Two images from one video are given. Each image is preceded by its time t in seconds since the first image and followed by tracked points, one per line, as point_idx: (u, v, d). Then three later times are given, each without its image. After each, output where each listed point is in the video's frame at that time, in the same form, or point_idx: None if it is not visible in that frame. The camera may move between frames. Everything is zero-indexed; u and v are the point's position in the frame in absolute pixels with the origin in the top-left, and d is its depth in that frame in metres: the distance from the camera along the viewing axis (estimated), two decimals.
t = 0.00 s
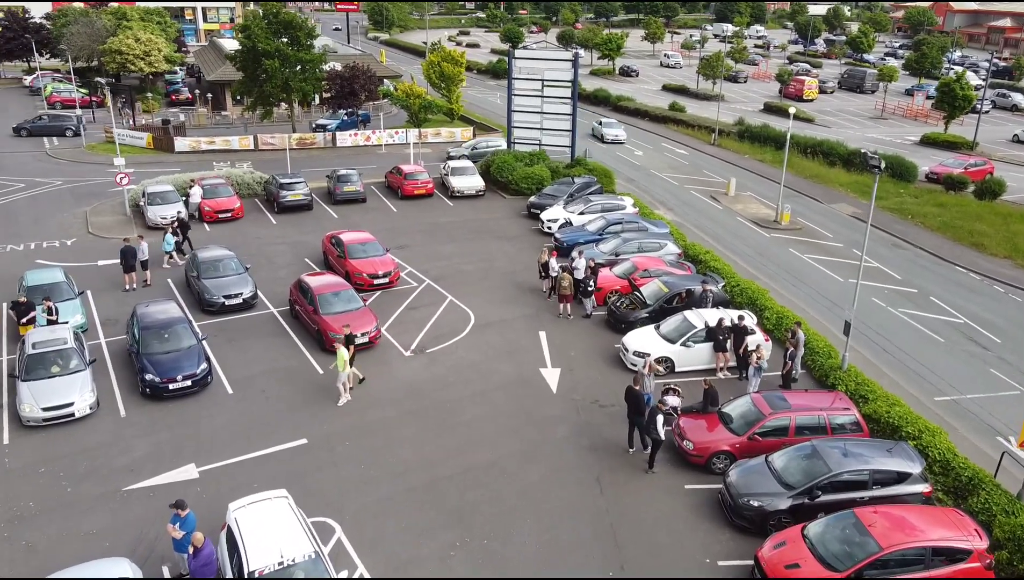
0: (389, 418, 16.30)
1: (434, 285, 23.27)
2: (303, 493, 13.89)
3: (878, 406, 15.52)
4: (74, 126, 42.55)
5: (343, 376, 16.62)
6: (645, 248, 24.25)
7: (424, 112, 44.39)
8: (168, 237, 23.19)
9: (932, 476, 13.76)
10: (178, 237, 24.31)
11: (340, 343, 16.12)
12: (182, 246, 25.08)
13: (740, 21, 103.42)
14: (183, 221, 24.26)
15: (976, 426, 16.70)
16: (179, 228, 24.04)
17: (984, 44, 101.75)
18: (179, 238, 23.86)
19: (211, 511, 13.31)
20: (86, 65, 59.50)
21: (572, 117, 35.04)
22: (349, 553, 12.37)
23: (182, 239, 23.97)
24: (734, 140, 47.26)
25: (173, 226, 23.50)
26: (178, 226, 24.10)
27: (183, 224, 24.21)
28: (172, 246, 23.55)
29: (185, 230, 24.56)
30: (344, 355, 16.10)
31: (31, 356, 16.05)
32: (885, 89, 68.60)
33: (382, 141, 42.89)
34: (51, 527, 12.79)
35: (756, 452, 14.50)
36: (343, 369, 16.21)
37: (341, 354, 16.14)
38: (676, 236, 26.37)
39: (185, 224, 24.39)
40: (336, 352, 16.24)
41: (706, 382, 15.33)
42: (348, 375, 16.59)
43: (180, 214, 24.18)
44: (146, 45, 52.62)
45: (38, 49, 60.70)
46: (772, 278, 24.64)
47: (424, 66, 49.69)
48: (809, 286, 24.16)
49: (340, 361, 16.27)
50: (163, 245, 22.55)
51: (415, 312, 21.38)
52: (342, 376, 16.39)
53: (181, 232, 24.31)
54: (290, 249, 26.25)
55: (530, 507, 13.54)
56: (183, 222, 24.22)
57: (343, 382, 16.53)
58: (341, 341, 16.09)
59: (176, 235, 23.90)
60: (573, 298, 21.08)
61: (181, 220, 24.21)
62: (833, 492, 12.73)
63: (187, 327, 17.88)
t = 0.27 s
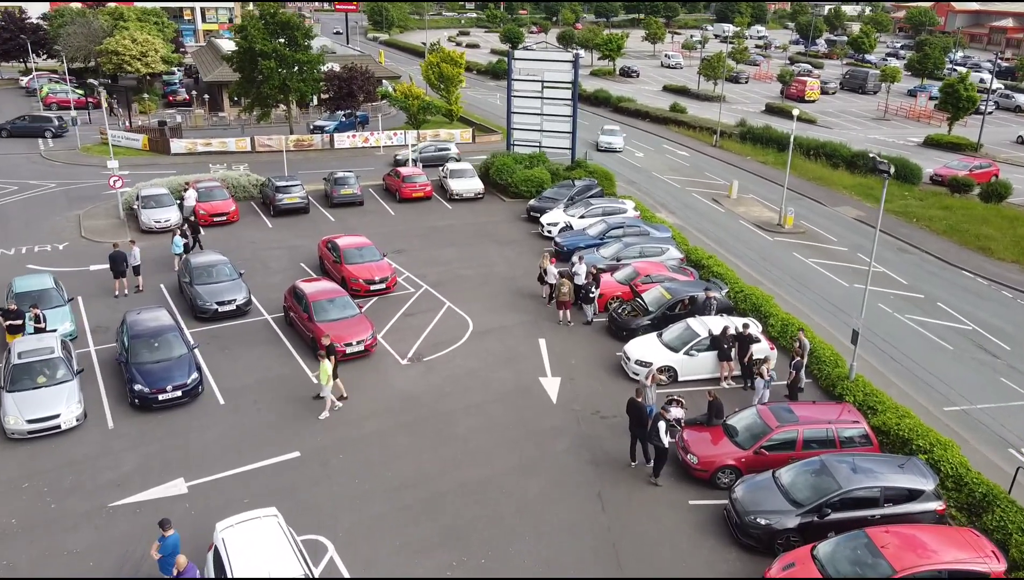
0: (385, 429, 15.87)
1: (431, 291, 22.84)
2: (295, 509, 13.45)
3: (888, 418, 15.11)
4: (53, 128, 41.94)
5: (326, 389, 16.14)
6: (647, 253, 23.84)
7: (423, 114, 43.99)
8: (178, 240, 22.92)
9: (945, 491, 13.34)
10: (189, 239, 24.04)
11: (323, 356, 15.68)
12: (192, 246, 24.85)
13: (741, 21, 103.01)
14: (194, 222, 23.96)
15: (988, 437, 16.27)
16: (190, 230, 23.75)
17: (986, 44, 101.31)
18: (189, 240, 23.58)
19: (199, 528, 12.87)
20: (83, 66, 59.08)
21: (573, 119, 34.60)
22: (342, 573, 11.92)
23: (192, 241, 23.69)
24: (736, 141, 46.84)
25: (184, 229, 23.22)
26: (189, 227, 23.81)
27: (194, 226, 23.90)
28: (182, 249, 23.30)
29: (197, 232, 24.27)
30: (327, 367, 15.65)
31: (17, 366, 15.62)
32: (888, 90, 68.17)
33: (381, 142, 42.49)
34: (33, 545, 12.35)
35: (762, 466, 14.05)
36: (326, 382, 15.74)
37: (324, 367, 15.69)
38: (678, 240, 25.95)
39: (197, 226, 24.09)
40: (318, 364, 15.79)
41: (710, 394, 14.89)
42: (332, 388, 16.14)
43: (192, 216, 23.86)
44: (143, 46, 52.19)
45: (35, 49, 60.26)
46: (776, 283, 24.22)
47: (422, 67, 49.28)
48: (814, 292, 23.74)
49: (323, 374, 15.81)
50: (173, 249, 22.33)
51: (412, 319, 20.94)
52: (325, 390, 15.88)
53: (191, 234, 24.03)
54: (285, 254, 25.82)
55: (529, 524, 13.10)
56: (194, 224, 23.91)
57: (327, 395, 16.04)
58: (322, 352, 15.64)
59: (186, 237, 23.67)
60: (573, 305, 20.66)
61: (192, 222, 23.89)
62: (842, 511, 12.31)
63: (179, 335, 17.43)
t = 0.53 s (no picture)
0: (382, 440, 15.46)
1: (431, 296, 22.44)
2: (288, 524, 13.04)
3: (899, 430, 14.67)
4: (29, 126, 41.35)
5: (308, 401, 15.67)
6: (651, 257, 23.43)
7: (424, 114, 43.63)
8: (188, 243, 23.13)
9: (960, 507, 12.90)
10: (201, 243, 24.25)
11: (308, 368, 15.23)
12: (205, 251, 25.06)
13: (745, 21, 102.53)
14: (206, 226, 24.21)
15: (1002, 449, 15.83)
16: (202, 235, 23.99)
17: (991, 44, 100.72)
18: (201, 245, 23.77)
19: (189, 544, 12.47)
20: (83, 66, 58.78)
21: (575, 120, 34.17)
22: None
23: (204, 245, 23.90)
24: (740, 143, 46.38)
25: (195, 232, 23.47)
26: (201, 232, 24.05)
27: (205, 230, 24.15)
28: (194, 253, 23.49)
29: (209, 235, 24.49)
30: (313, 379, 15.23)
31: (5, 374, 15.23)
32: (893, 90, 67.65)
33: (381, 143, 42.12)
34: (17, 562, 11.95)
35: (770, 480, 13.63)
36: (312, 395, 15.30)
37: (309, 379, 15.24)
38: (682, 244, 25.53)
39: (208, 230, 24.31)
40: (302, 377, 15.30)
41: (717, 405, 14.44)
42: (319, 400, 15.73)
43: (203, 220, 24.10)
44: (143, 46, 51.85)
45: (34, 49, 59.97)
46: (782, 288, 23.78)
47: (423, 68, 48.90)
48: (821, 297, 23.30)
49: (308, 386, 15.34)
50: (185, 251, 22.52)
51: (411, 325, 20.53)
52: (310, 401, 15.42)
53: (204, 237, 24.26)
54: (283, 257, 25.44)
55: (529, 540, 12.68)
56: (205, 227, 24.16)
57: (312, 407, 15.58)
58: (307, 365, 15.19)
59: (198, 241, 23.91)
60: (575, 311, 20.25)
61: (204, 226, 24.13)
62: (855, 529, 11.88)
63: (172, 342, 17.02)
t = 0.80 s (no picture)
0: (378, 453, 15.05)
1: (430, 302, 22.02)
2: (280, 541, 12.61)
3: (910, 444, 14.26)
4: (5, 127, 41.06)
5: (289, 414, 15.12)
6: (653, 263, 23.03)
7: (424, 116, 43.24)
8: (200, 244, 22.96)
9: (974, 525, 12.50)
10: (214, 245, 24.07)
11: (286, 378, 14.69)
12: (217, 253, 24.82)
13: (747, 22, 102.12)
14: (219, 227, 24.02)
15: (1015, 462, 15.41)
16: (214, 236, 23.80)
17: (994, 45, 100.25)
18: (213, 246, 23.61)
19: (177, 563, 12.05)
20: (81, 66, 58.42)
21: (576, 122, 33.76)
22: None
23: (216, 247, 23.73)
24: (743, 145, 45.96)
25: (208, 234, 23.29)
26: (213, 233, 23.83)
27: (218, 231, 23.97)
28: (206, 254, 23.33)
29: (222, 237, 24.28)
30: (294, 391, 14.67)
31: None
32: (897, 91, 67.20)
33: (381, 145, 41.72)
34: None
35: (778, 497, 13.20)
36: (292, 407, 14.71)
37: (289, 390, 14.70)
38: (686, 249, 25.12)
39: (221, 231, 24.11)
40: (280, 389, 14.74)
41: (722, 418, 14.01)
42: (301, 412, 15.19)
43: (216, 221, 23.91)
44: (141, 46, 51.45)
45: (32, 50, 59.57)
46: (788, 294, 23.37)
47: (423, 69, 48.52)
48: (827, 304, 22.89)
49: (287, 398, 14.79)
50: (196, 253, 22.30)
51: (410, 332, 20.12)
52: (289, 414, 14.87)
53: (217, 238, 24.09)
54: (280, 262, 25.02)
55: (529, 559, 12.26)
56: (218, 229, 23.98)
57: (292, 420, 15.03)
58: (285, 375, 14.64)
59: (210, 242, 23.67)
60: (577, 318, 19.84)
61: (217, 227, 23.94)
62: (867, 550, 11.46)
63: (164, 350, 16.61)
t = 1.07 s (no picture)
0: (383, 465, 14.67)
1: (438, 308, 21.65)
2: (281, 557, 12.23)
3: (934, 460, 13.77)
4: (7, 127, 41.29)
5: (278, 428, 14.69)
6: (666, 268, 22.58)
7: (434, 117, 42.92)
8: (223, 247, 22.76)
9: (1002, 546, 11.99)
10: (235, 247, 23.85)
11: (276, 392, 14.22)
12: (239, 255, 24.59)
13: (760, 23, 101.36)
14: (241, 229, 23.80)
15: None
16: (236, 238, 23.57)
17: (1011, 46, 98.99)
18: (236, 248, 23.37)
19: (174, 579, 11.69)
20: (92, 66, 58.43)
21: (588, 124, 33.31)
22: None
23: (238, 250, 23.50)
24: (756, 147, 45.37)
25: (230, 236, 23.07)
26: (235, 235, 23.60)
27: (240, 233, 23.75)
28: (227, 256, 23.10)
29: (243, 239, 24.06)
30: (284, 405, 14.22)
31: None
32: (913, 93, 66.36)
33: (390, 146, 41.42)
34: None
35: (796, 516, 12.71)
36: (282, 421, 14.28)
37: (278, 404, 14.23)
38: (699, 254, 24.64)
39: (242, 233, 23.88)
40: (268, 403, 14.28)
41: (737, 432, 13.54)
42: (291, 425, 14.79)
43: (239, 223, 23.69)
44: (152, 47, 51.35)
45: (44, 50, 59.66)
46: (804, 301, 22.88)
47: (434, 70, 48.21)
48: (844, 311, 22.38)
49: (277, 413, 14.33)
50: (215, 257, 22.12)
51: (417, 339, 19.74)
52: (280, 428, 14.41)
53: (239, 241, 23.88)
54: (287, 265, 24.71)
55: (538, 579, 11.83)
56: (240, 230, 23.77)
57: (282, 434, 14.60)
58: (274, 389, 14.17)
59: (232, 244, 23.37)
60: (587, 325, 19.43)
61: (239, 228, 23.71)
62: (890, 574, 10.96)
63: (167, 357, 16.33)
